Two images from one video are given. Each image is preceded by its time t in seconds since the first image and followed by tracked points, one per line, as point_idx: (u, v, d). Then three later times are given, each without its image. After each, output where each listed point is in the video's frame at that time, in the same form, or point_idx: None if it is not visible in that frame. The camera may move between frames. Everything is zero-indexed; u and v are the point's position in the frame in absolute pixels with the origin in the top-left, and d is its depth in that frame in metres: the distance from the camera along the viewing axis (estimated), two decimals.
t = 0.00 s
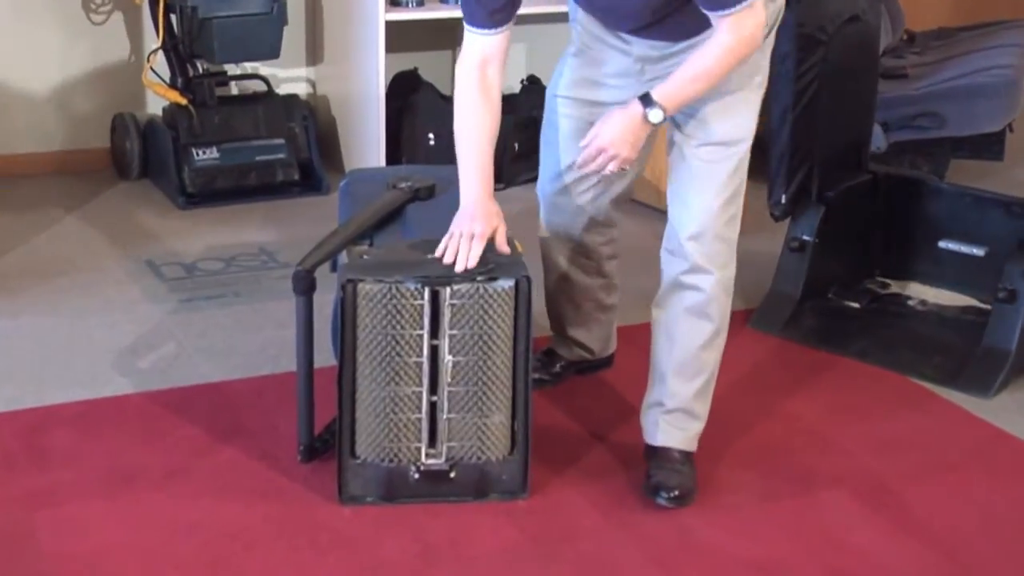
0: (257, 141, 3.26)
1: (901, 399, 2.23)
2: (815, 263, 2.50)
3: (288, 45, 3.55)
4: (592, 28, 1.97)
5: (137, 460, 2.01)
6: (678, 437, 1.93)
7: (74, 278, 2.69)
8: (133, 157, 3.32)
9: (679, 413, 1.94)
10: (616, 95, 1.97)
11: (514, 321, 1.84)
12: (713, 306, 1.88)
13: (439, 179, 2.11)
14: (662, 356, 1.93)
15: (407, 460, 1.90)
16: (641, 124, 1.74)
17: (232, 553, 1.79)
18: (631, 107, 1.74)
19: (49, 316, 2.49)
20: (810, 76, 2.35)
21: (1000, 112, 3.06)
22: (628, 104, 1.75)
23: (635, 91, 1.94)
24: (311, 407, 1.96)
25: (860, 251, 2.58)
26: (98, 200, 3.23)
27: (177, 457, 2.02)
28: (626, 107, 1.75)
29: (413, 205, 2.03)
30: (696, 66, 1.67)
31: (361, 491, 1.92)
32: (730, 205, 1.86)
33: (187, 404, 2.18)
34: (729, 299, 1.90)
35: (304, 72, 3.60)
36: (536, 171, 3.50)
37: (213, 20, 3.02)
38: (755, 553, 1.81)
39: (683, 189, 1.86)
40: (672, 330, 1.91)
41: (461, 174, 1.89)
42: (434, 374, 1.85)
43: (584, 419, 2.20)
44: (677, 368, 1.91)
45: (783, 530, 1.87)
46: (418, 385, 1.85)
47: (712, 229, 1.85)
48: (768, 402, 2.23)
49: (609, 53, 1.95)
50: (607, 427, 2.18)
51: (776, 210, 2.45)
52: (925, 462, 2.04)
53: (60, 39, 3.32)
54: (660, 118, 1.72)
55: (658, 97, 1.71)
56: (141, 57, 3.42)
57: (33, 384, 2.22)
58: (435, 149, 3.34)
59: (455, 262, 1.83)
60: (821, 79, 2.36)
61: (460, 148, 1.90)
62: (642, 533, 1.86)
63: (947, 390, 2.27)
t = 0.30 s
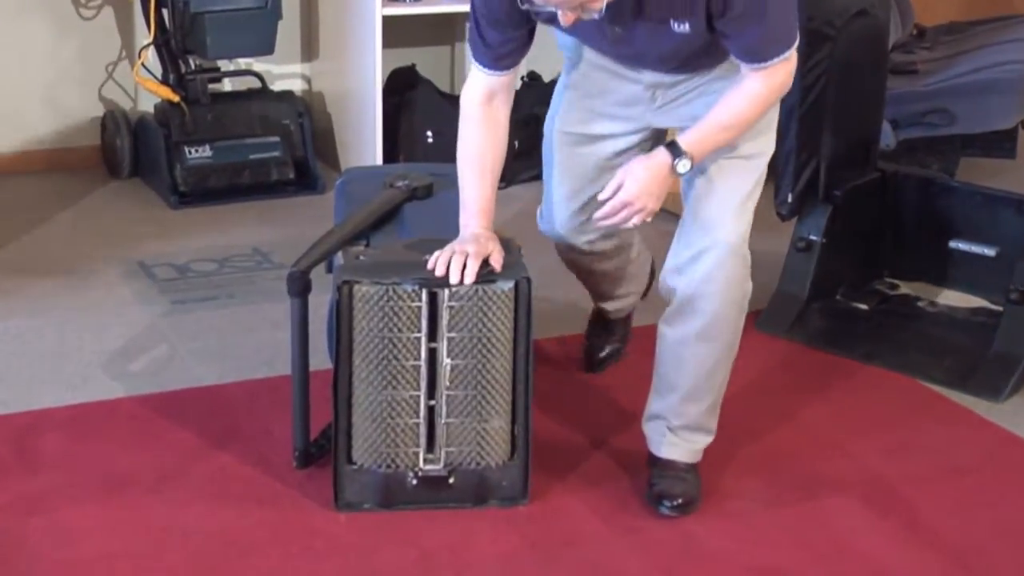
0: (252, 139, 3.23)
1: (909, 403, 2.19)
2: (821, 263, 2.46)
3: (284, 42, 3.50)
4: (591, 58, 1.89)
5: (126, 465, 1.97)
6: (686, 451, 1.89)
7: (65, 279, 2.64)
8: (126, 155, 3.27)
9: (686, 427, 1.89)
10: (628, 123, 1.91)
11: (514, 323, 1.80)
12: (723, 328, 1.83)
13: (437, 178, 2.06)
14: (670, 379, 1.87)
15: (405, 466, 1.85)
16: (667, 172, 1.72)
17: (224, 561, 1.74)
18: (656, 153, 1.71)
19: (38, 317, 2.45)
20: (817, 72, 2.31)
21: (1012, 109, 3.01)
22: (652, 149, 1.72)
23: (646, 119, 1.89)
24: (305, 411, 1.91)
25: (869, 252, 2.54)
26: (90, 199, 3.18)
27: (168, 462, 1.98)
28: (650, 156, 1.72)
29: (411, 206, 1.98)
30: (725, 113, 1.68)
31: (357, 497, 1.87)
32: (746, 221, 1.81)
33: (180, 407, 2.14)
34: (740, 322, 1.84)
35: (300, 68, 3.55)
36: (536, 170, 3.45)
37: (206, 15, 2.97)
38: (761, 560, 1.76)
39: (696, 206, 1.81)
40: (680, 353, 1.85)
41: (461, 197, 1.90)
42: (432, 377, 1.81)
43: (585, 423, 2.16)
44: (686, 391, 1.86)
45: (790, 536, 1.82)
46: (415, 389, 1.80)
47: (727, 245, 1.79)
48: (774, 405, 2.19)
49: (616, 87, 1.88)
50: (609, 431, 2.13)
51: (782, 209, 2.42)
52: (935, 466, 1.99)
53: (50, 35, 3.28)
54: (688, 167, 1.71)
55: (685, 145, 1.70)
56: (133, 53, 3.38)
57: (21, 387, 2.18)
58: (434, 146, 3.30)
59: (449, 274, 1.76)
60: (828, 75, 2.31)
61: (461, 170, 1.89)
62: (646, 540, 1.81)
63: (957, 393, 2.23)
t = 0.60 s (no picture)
0: (253, 139, 3.23)
1: (909, 403, 2.19)
2: (821, 263, 2.46)
3: (284, 42, 3.50)
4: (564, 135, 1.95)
5: (126, 465, 1.97)
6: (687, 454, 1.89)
7: (65, 279, 2.64)
8: (127, 155, 3.27)
9: (687, 434, 1.88)
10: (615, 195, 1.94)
11: (514, 323, 1.80)
12: (725, 356, 1.81)
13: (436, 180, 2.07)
14: (672, 397, 1.86)
15: (405, 466, 1.85)
16: (625, 213, 1.76)
17: (225, 561, 1.74)
18: (618, 194, 1.75)
19: (38, 317, 2.45)
20: (817, 73, 2.31)
21: (1012, 108, 3.01)
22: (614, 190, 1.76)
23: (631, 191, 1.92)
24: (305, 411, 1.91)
25: (869, 253, 2.54)
26: (90, 199, 3.18)
27: (168, 462, 1.98)
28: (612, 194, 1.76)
29: (411, 206, 1.98)
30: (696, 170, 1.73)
31: (358, 497, 1.87)
32: (749, 264, 1.81)
33: (180, 408, 2.14)
34: (742, 353, 1.82)
35: (301, 68, 3.55)
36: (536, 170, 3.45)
37: (206, 15, 2.97)
38: (761, 561, 1.76)
39: (704, 247, 1.82)
40: (681, 376, 1.84)
41: (459, 198, 1.90)
42: (432, 377, 1.81)
43: (586, 423, 2.16)
44: (686, 406, 1.85)
45: (790, 536, 1.82)
46: (415, 389, 1.80)
47: (733, 278, 1.79)
48: (773, 405, 2.19)
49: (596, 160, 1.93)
50: (609, 431, 2.13)
51: (782, 209, 2.42)
52: (935, 466, 1.99)
53: (50, 35, 3.27)
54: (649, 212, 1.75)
55: (650, 190, 1.75)
56: (133, 53, 3.38)
57: (22, 387, 2.18)
58: (434, 146, 3.29)
59: (449, 274, 1.76)
60: (828, 75, 2.31)
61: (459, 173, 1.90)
62: (646, 540, 1.81)
63: (957, 392, 2.23)
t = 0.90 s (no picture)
0: (253, 139, 3.23)
1: (908, 403, 2.19)
2: (821, 264, 2.46)
3: (284, 42, 3.50)
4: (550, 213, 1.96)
5: (126, 465, 1.97)
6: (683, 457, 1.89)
7: (64, 279, 2.64)
8: (126, 155, 3.27)
9: (684, 441, 1.87)
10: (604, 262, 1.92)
11: (514, 324, 1.80)
12: (723, 392, 1.81)
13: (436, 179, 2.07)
14: (668, 414, 1.86)
15: (405, 466, 1.85)
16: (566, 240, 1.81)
17: (224, 561, 1.74)
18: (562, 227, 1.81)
19: (38, 317, 2.45)
20: (817, 72, 2.31)
21: (1012, 108, 3.01)
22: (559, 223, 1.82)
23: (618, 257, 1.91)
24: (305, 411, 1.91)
25: (869, 253, 2.54)
26: (89, 199, 3.18)
27: (168, 462, 1.98)
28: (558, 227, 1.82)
29: (411, 206, 1.98)
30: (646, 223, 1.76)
31: (358, 497, 1.87)
32: (736, 316, 1.81)
33: (180, 408, 2.14)
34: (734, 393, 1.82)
35: (301, 69, 3.55)
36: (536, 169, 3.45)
37: (206, 14, 2.98)
38: (760, 561, 1.76)
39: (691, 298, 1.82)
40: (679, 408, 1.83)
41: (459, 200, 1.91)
42: (432, 377, 1.81)
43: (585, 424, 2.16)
44: (681, 428, 1.85)
45: (789, 537, 1.82)
46: (415, 389, 1.80)
47: (727, 325, 1.79)
48: (773, 405, 2.19)
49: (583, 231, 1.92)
50: (608, 432, 2.13)
51: (782, 209, 2.42)
52: (934, 466, 2.00)
53: (50, 35, 3.27)
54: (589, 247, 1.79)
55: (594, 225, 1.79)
56: (133, 53, 3.38)
57: (22, 387, 2.18)
58: (434, 146, 3.30)
59: (449, 273, 1.76)
60: (828, 74, 2.31)
61: (454, 170, 1.92)
62: (645, 540, 1.81)
63: (957, 392, 2.23)
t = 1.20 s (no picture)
0: (253, 139, 3.24)
1: (909, 403, 2.19)
2: (821, 264, 2.46)
3: (284, 43, 3.50)
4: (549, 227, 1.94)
5: (126, 465, 1.96)
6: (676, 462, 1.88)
7: (64, 279, 2.64)
8: (127, 155, 3.27)
9: (676, 444, 1.87)
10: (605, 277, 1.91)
11: (514, 324, 1.80)
12: (712, 398, 1.81)
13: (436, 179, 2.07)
14: (656, 419, 1.87)
15: (405, 466, 1.85)
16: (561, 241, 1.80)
17: (224, 561, 1.74)
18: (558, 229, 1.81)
19: (37, 317, 2.45)
20: (817, 71, 2.31)
21: (1012, 109, 3.01)
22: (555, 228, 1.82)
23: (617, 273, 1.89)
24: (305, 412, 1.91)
25: (869, 253, 2.54)
26: (89, 199, 3.18)
27: (168, 461, 1.98)
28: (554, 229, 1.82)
29: (411, 206, 1.98)
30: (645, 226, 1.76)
31: (358, 497, 1.87)
32: (725, 324, 1.80)
33: (180, 407, 2.14)
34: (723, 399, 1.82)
35: (301, 69, 3.55)
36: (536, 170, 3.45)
37: (206, 14, 2.98)
38: (761, 561, 1.76)
39: (680, 308, 1.81)
40: (668, 411, 1.84)
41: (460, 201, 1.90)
42: (432, 377, 1.81)
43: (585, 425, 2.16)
44: (671, 430, 1.85)
45: (790, 536, 1.82)
46: (415, 389, 1.80)
47: (713, 335, 1.78)
48: (773, 406, 2.19)
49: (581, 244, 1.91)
50: (608, 433, 2.13)
51: (782, 209, 2.41)
52: (934, 466, 2.00)
53: (50, 36, 3.27)
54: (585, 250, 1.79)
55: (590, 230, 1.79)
56: (133, 53, 3.38)
57: (22, 387, 2.18)
58: (434, 146, 3.30)
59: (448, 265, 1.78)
60: (828, 74, 2.31)
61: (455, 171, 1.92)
62: (645, 540, 1.81)
63: (957, 392, 2.23)
